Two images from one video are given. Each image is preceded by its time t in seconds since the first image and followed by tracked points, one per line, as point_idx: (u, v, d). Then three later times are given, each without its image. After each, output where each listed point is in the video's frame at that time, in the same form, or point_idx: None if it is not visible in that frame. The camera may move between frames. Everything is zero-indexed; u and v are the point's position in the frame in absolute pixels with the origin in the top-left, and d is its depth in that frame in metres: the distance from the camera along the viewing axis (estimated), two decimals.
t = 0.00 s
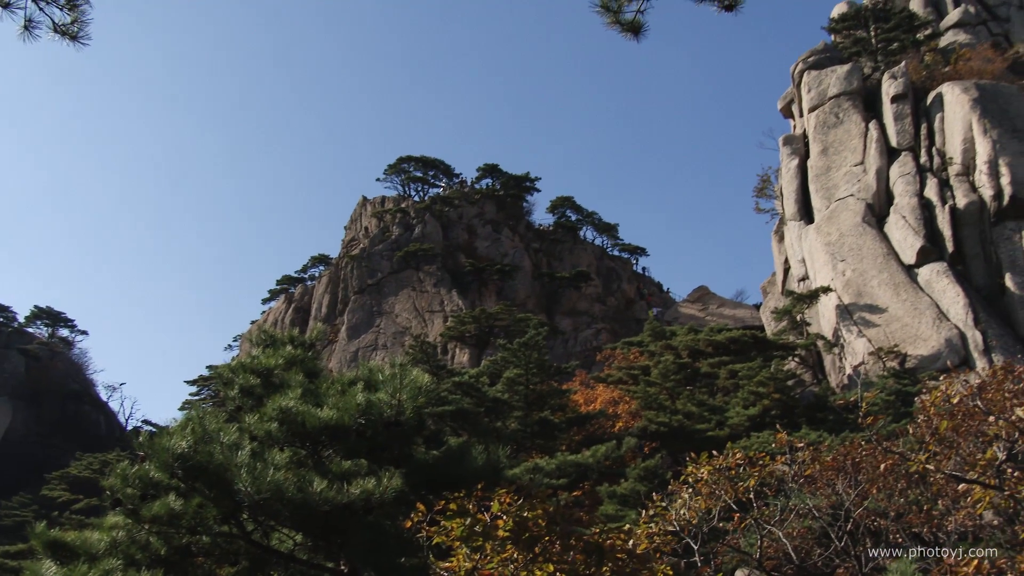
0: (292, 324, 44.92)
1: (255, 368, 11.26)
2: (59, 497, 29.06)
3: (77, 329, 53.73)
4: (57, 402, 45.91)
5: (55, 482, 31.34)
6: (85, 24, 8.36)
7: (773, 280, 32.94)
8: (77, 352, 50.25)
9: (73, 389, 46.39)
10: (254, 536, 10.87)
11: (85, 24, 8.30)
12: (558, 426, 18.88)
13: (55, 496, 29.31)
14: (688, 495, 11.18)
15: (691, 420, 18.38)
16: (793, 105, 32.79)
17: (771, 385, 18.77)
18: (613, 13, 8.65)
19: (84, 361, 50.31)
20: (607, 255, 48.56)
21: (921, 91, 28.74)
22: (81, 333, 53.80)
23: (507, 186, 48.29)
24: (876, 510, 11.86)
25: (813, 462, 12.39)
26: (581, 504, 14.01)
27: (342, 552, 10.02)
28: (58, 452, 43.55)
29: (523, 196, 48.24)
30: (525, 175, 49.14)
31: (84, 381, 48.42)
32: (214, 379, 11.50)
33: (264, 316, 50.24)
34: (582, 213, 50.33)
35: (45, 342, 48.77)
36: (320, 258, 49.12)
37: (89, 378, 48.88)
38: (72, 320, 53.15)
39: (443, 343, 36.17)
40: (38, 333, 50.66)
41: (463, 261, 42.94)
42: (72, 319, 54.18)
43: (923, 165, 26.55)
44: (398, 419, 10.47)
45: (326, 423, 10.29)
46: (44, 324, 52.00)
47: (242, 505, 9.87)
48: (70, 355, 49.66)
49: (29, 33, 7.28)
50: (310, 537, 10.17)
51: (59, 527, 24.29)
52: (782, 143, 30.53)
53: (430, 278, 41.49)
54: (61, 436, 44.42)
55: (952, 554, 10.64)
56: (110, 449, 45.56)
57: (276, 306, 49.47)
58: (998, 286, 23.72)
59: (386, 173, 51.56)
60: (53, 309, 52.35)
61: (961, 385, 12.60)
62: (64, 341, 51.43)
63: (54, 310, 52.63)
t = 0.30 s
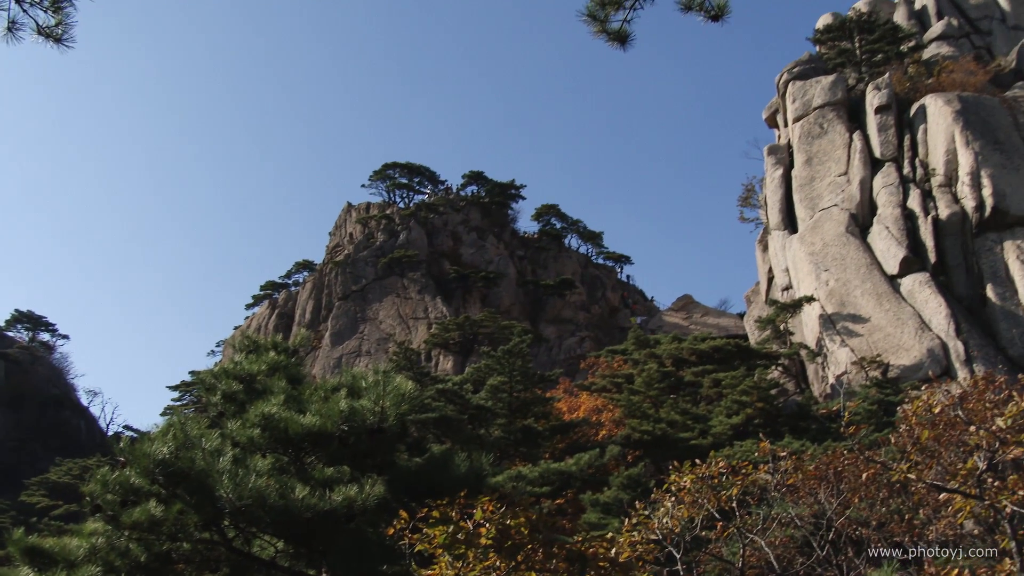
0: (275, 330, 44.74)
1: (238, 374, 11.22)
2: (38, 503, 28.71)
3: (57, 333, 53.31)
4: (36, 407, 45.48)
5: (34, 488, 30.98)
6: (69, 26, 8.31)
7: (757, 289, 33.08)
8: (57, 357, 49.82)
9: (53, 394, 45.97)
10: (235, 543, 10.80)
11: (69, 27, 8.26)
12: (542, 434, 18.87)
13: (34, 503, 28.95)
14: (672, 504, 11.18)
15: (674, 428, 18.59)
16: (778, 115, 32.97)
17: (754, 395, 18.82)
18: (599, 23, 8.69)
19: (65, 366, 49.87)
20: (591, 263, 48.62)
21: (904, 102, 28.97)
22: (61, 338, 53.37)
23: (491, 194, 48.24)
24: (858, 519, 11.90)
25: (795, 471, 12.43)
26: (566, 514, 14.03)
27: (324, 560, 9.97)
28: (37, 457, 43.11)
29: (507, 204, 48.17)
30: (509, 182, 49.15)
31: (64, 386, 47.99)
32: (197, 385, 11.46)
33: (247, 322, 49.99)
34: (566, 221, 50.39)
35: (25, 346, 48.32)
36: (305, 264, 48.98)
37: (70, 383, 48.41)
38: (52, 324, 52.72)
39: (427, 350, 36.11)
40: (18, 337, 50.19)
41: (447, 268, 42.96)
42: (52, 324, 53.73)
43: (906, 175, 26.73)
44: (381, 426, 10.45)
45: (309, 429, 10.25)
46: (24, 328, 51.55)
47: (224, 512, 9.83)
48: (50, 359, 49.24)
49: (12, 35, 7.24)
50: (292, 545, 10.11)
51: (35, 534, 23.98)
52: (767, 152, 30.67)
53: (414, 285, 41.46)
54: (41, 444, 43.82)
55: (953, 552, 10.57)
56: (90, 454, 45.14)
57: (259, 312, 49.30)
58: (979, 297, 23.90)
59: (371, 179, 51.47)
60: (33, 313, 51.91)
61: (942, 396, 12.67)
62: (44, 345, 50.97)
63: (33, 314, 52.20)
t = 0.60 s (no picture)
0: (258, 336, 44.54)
1: (220, 379, 11.19)
2: (16, 509, 28.44)
3: (38, 336, 52.94)
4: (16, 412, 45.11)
5: (12, 493, 30.69)
6: (53, 28, 8.29)
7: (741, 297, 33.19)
8: (37, 361, 49.45)
9: (33, 398, 45.61)
10: (217, 549, 10.73)
11: (53, 28, 8.24)
12: (525, 440, 18.88)
13: (12, 508, 28.68)
14: (654, 511, 11.14)
15: (658, 435, 18.64)
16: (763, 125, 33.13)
17: (737, 403, 18.88)
18: (585, 30, 8.72)
19: (45, 370, 49.50)
20: (575, 270, 48.64)
21: (888, 113, 29.18)
22: (42, 341, 52.99)
23: (477, 201, 48.38)
24: (840, 528, 11.94)
25: (778, 479, 12.47)
26: (547, 520, 14.04)
27: (306, 568, 9.91)
28: (16, 462, 42.74)
29: (494, 210, 48.40)
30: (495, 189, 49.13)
31: (45, 390, 47.62)
32: (178, 389, 11.39)
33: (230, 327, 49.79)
34: (551, 228, 50.42)
35: (5, 350, 47.94)
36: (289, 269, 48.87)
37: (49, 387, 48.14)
38: (33, 328, 52.35)
39: (411, 356, 36.05)
40: None
41: (432, 275, 42.92)
42: (33, 327, 53.36)
43: (890, 186, 26.90)
44: (364, 431, 10.41)
45: (292, 435, 10.20)
46: (4, 331, 51.16)
47: (205, 518, 9.79)
48: (31, 363, 48.87)
49: None
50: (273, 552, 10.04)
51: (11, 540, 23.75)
52: (752, 161, 30.79)
53: (399, 291, 41.42)
54: (18, 445, 43.74)
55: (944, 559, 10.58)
56: (69, 459, 44.80)
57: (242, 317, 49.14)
58: (961, 307, 24.06)
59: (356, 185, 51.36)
60: (13, 316, 51.54)
61: (923, 404, 12.72)
62: (25, 349, 50.59)
63: (14, 317, 51.83)
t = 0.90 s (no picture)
0: (242, 341, 44.37)
1: (203, 385, 11.15)
2: None
3: (20, 340, 52.51)
4: None
5: None
6: (39, 31, 8.26)
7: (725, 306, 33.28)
8: (19, 365, 49.05)
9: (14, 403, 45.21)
10: (198, 556, 10.69)
11: (39, 31, 8.21)
12: (509, 448, 18.85)
13: None
14: (638, 520, 11.12)
15: (642, 444, 18.64)
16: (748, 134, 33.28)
17: (721, 411, 18.94)
18: (572, 39, 8.74)
19: (27, 374, 49.07)
20: (560, 278, 48.72)
21: (873, 123, 29.37)
22: (24, 345, 52.56)
23: (462, 207, 48.06)
24: (823, 537, 11.97)
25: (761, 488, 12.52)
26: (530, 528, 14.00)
27: None
28: None
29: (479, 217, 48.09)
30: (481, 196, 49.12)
31: (26, 395, 47.21)
32: (162, 395, 11.40)
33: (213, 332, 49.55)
34: (536, 236, 50.45)
35: None
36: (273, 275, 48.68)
37: (29, 392, 47.73)
38: (15, 331, 51.92)
39: (396, 363, 35.98)
40: None
41: (417, 281, 42.82)
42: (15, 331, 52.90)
43: (874, 197, 27.06)
44: (347, 438, 10.37)
45: (275, 441, 10.15)
46: None
47: (186, 524, 9.75)
48: (12, 367, 48.44)
49: None
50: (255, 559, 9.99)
51: None
52: (738, 170, 30.91)
53: (384, 297, 41.35)
54: None
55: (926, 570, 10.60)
56: (50, 464, 44.41)
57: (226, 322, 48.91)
58: (944, 317, 24.21)
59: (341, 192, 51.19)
60: None
61: (906, 414, 12.78)
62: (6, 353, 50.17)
63: None
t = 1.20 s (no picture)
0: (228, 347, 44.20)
1: (188, 391, 11.12)
2: None
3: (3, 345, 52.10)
4: None
5: None
6: (23, 33, 8.21)
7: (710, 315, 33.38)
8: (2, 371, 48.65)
9: None
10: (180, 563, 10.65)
11: (23, 34, 8.16)
12: (494, 456, 18.84)
13: None
14: (622, 528, 11.13)
15: (626, 452, 18.66)
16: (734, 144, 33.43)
17: (706, 420, 19.01)
18: (559, 48, 8.77)
19: (9, 380, 48.65)
20: (546, 286, 48.79)
21: (858, 134, 29.56)
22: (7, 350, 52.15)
23: (449, 215, 48.32)
24: (807, 546, 11.96)
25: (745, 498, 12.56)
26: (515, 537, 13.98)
27: None
28: None
29: (466, 224, 48.47)
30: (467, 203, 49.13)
31: (8, 401, 46.81)
32: (145, 401, 11.37)
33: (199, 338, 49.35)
34: (523, 244, 50.48)
35: None
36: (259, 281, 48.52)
37: (12, 397, 47.38)
38: None
39: (381, 370, 35.93)
40: None
41: (403, 289, 42.69)
42: None
43: (859, 207, 27.21)
44: (332, 445, 10.31)
45: (259, 448, 10.11)
46: None
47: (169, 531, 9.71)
48: None
49: None
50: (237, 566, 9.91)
51: None
52: (724, 180, 31.03)
53: (369, 304, 41.30)
54: None
55: None
56: (31, 471, 44.04)
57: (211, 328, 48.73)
58: (928, 327, 24.37)
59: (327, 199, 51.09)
60: None
61: (890, 423, 12.83)
62: None
63: None
